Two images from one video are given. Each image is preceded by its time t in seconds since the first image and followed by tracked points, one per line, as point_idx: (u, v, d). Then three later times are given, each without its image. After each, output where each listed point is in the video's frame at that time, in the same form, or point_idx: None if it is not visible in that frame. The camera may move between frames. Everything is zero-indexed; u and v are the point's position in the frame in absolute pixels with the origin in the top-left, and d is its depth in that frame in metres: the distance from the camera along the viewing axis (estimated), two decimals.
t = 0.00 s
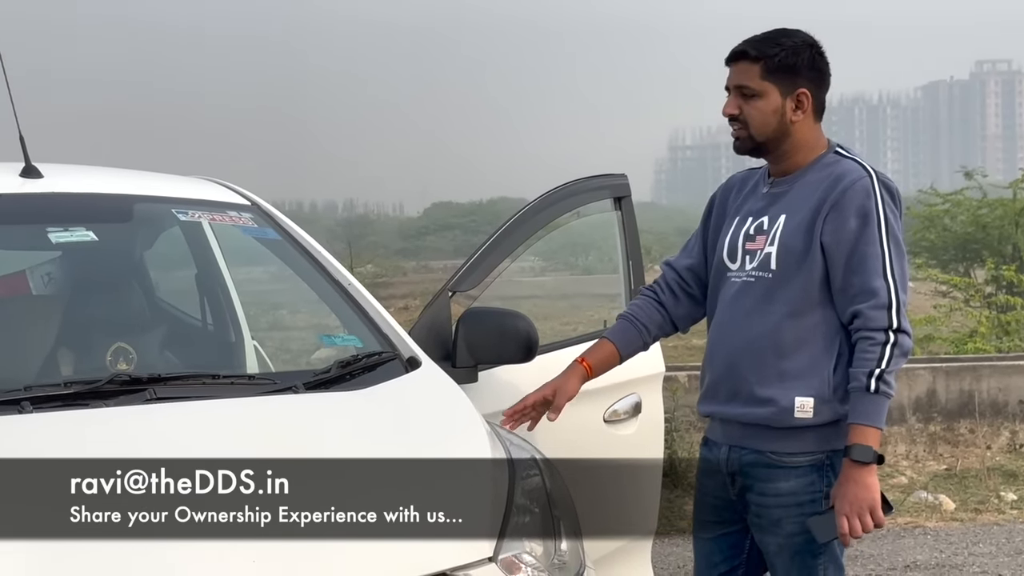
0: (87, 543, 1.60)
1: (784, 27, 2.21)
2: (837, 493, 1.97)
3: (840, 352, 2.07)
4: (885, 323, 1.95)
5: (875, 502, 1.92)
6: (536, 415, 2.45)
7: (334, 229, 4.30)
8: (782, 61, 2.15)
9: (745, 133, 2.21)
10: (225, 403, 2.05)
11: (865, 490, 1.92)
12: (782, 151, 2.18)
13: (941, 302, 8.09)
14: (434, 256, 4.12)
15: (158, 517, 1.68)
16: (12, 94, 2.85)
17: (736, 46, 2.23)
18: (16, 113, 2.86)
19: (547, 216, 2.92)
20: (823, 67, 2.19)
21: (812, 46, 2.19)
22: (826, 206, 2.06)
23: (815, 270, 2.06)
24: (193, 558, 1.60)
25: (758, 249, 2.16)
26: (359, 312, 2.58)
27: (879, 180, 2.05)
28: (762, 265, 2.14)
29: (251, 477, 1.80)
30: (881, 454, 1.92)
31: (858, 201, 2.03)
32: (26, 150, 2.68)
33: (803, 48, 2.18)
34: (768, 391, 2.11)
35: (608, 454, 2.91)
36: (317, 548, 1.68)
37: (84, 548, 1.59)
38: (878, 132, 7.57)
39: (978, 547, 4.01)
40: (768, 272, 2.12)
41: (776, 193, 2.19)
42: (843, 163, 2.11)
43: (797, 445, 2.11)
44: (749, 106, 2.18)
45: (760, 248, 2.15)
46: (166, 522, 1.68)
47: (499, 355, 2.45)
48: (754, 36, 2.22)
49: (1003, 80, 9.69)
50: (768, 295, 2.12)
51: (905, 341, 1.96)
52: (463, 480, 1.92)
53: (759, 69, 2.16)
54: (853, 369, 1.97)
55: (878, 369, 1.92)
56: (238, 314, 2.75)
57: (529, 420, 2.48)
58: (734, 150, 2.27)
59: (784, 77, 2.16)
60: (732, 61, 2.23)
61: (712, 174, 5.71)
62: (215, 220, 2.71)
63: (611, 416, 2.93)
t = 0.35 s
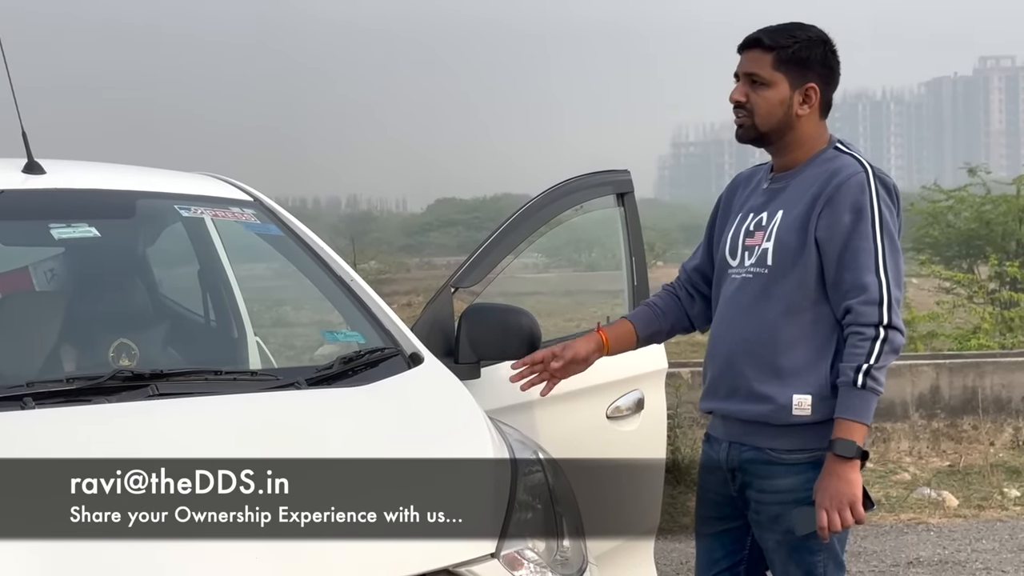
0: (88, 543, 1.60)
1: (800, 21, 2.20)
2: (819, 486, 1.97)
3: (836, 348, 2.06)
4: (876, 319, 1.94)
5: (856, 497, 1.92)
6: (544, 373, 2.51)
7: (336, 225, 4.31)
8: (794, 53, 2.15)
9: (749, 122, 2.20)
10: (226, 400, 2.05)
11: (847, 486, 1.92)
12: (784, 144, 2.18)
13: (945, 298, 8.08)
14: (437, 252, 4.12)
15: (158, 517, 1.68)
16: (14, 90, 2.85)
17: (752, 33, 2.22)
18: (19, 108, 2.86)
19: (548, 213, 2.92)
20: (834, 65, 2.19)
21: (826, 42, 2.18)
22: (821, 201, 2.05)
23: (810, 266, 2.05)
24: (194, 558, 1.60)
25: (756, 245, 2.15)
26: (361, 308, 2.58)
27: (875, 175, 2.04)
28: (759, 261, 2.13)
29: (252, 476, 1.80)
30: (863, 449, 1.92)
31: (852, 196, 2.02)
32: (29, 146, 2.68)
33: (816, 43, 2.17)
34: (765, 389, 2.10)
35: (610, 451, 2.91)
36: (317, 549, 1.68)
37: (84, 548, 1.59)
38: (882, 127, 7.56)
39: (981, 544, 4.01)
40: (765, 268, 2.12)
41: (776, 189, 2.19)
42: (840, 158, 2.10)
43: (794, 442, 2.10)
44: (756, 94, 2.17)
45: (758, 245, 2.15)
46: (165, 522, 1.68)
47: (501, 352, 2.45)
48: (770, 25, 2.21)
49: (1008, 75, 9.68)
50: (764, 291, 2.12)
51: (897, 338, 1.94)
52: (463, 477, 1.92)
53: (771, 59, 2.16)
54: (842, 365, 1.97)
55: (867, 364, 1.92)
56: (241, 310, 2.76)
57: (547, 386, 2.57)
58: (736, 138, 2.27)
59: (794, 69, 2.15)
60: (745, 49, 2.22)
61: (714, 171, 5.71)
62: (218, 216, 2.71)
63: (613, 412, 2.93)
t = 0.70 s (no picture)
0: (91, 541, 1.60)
1: (807, 18, 2.20)
2: (822, 485, 1.97)
3: (839, 347, 2.06)
4: (878, 318, 1.94)
5: (858, 496, 1.92)
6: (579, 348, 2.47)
7: (338, 223, 4.31)
8: (800, 50, 2.14)
9: (753, 119, 2.20)
10: (229, 398, 2.05)
11: (850, 485, 1.92)
12: (789, 141, 2.18)
13: (948, 296, 8.06)
14: (440, 250, 4.11)
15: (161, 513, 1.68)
16: (17, 88, 2.85)
17: (758, 30, 2.21)
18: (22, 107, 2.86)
19: (552, 211, 2.92)
20: (840, 62, 2.18)
21: (832, 40, 2.17)
22: (824, 199, 2.05)
23: (812, 264, 2.05)
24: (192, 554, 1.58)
25: (759, 243, 2.15)
26: (364, 306, 2.58)
27: (878, 174, 2.03)
28: (763, 259, 2.13)
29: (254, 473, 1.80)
30: (866, 448, 1.92)
31: (855, 195, 2.01)
32: (32, 144, 2.69)
33: (822, 40, 2.16)
34: (768, 387, 2.10)
35: (614, 449, 2.90)
36: (319, 548, 1.68)
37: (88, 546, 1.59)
38: (885, 124, 7.56)
39: (984, 541, 4.00)
40: (768, 267, 2.12)
41: (780, 187, 2.19)
42: (844, 156, 2.09)
43: (798, 440, 2.10)
44: (761, 90, 2.17)
45: (761, 243, 2.15)
46: (165, 522, 1.66)
47: (504, 351, 2.44)
48: (777, 22, 2.21)
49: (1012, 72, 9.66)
50: (767, 289, 2.12)
51: (899, 337, 1.94)
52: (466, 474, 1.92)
53: (776, 55, 2.15)
54: (845, 363, 1.96)
55: (869, 363, 1.91)
56: (244, 307, 2.76)
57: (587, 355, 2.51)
58: (739, 133, 2.26)
59: (799, 67, 2.15)
60: (751, 45, 2.21)
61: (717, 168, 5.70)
62: (221, 214, 2.71)
63: (616, 410, 2.92)
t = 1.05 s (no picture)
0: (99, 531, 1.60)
1: (812, 18, 2.20)
2: (834, 486, 1.97)
3: (847, 347, 2.05)
4: (886, 317, 1.93)
5: (871, 496, 1.92)
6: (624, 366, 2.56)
7: (341, 221, 4.31)
8: (804, 49, 2.14)
9: (757, 117, 2.20)
10: (235, 397, 2.05)
11: (862, 485, 1.92)
12: (793, 140, 2.18)
13: (952, 295, 8.06)
14: (443, 249, 4.12)
15: (167, 498, 1.67)
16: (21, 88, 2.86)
17: (762, 29, 2.21)
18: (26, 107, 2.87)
19: (554, 211, 2.92)
20: (844, 62, 2.18)
21: (837, 39, 2.17)
22: (829, 199, 2.04)
23: (818, 264, 2.05)
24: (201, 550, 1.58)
25: (765, 242, 2.16)
26: (368, 305, 2.58)
27: (884, 173, 2.02)
28: (768, 258, 2.14)
29: (262, 466, 1.80)
30: (877, 447, 1.92)
31: (859, 195, 2.00)
32: (36, 142, 2.69)
33: (826, 40, 2.16)
34: (776, 386, 2.10)
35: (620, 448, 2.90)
36: (327, 533, 1.66)
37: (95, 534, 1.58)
38: (889, 122, 7.56)
39: (987, 540, 4.00)
40: (774, 266, 2.12)
41: (786, 185, 2.19)
42: (849, 155, 2.09)
43: (807, 439, 2.10)
44: (764, 89, 2.17)
45: (767, 242, 2.16)
46: (172, 507, 1.66)
47: (508, 350, 2.45)
48: (781, 21, 2.21)
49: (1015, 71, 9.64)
50: (774, 289, 2.12)
51: (906, 336, 1.93)
52: (473, 472, 1.91)
53: (780, 54, 2.15)
54: (853, 363, 1.96)
55: (877, 363, 1.91)
56: (248, 306, 2.75)
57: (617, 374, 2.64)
58: (744, 132, 2.26)
59: (803, 65, 2.14)
60: (755, 44, 2.22)
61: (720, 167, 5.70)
62: (225, 213, 2.72)
63: (621, 409, 2.92)
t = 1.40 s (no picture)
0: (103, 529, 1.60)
1: (818, 18, 2.19)
2: (833, 485, 1.96)
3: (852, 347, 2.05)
4: (889, 318, 1.93)
5: (868, 497, 1.92)
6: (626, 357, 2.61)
7: (345, 222, 4.32)
8: (811, 49, 2.14)
9: (764, 117, 2.20)
10: (240, 397, 2.05)
11: (860, 485, 1.91)
12: (801, 140, 2.18)
13: (956, 295, 8.05)
14: (447, 249, 4.12)
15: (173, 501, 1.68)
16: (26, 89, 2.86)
17: (769, 30, 2.21)
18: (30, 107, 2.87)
19: (561, 210, 2.91)
20: (851, 62, 2.18)
21: (844, 39, 2.17)
22: (834, 199, 2.04)
23: (824, 265, 2.04)
24: (205, 549, 1.58)
25: (772, 243, 2.16)
26: (372, 306, 2.58)
27: (889, 174, 2.02)
28: (776, 259, 2.14)
29: (269, 467, 1.80)
30: (876, 447, 1.92)
31: (865, 195, 2.00)
32: (41, 143, 2.69)
33: (833, 39, 2.16)
34: (783, 387, 2.10)
35: (626, 449, 2.90)
36: (332, 538, 1.65)
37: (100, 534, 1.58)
38: (892, 123, 7.56)
39: (991, 541, 4.00)
40: (781, 267, 2.12)
41: (793, 186, 2.19)
42: (856, 156, 2.09)
43: (815, 440, 2.09)
44: (772, 89, 2.17)
45: (774, 242, 2.16)
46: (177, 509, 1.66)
47: (513, 350, 2.45)
48: (788, 21, 2.21)
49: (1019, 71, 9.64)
50: (780, 289, 2.12)
51: (910, 337, 1.93)
52: (479, 472, 1.91)
53: (787, 54, 2.15)
54: (856, 364, 1.96)
55: (880, 364, 1.91)
56: (252, 306, 2.75)
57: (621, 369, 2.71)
58: (750, 133, 2.26)
59: (810, 65, 2.14)
60: (762, 44, 2.21)
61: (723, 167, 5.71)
62: (229, 213, 2.72)
63: (626, 410, 2.92)
